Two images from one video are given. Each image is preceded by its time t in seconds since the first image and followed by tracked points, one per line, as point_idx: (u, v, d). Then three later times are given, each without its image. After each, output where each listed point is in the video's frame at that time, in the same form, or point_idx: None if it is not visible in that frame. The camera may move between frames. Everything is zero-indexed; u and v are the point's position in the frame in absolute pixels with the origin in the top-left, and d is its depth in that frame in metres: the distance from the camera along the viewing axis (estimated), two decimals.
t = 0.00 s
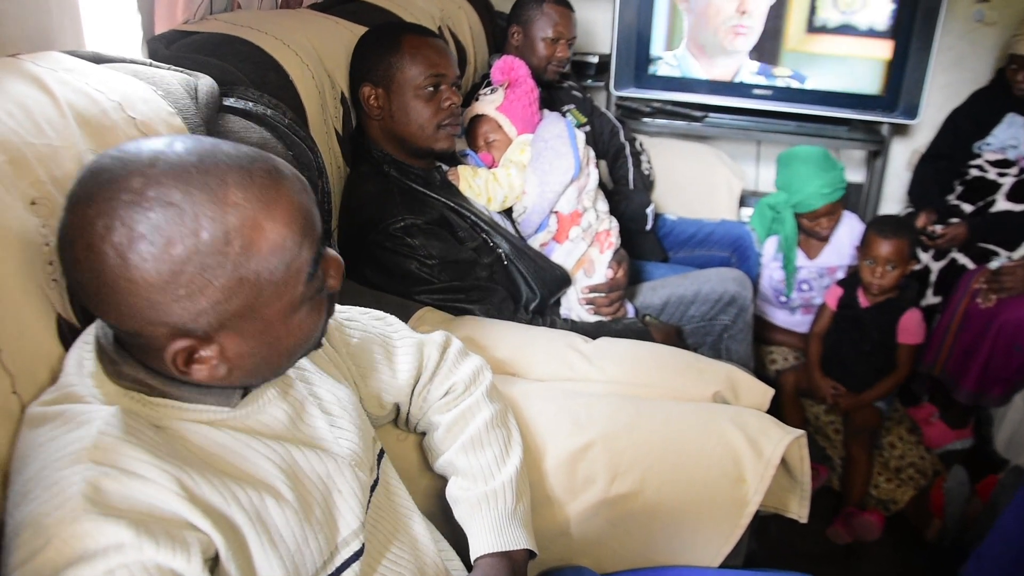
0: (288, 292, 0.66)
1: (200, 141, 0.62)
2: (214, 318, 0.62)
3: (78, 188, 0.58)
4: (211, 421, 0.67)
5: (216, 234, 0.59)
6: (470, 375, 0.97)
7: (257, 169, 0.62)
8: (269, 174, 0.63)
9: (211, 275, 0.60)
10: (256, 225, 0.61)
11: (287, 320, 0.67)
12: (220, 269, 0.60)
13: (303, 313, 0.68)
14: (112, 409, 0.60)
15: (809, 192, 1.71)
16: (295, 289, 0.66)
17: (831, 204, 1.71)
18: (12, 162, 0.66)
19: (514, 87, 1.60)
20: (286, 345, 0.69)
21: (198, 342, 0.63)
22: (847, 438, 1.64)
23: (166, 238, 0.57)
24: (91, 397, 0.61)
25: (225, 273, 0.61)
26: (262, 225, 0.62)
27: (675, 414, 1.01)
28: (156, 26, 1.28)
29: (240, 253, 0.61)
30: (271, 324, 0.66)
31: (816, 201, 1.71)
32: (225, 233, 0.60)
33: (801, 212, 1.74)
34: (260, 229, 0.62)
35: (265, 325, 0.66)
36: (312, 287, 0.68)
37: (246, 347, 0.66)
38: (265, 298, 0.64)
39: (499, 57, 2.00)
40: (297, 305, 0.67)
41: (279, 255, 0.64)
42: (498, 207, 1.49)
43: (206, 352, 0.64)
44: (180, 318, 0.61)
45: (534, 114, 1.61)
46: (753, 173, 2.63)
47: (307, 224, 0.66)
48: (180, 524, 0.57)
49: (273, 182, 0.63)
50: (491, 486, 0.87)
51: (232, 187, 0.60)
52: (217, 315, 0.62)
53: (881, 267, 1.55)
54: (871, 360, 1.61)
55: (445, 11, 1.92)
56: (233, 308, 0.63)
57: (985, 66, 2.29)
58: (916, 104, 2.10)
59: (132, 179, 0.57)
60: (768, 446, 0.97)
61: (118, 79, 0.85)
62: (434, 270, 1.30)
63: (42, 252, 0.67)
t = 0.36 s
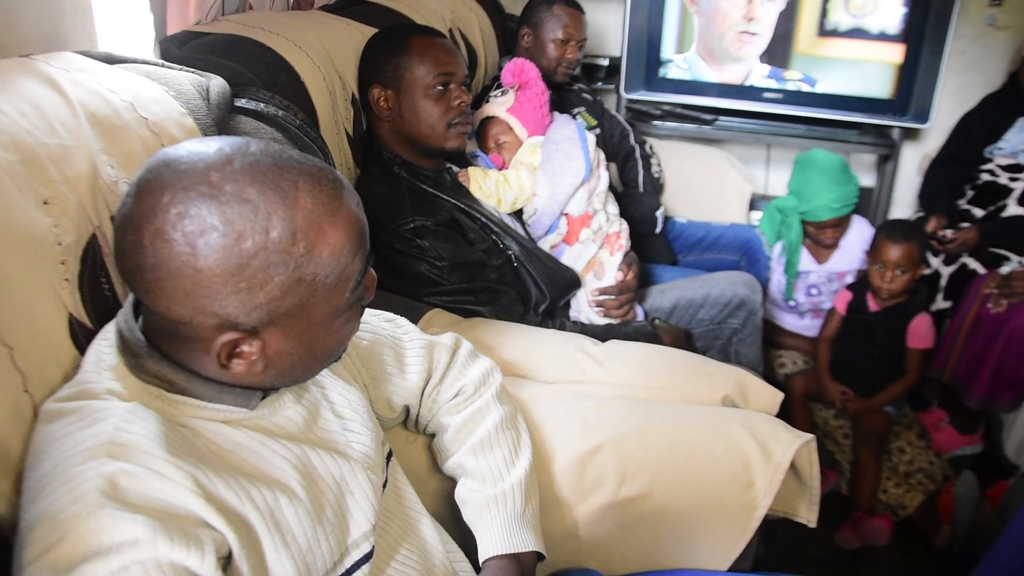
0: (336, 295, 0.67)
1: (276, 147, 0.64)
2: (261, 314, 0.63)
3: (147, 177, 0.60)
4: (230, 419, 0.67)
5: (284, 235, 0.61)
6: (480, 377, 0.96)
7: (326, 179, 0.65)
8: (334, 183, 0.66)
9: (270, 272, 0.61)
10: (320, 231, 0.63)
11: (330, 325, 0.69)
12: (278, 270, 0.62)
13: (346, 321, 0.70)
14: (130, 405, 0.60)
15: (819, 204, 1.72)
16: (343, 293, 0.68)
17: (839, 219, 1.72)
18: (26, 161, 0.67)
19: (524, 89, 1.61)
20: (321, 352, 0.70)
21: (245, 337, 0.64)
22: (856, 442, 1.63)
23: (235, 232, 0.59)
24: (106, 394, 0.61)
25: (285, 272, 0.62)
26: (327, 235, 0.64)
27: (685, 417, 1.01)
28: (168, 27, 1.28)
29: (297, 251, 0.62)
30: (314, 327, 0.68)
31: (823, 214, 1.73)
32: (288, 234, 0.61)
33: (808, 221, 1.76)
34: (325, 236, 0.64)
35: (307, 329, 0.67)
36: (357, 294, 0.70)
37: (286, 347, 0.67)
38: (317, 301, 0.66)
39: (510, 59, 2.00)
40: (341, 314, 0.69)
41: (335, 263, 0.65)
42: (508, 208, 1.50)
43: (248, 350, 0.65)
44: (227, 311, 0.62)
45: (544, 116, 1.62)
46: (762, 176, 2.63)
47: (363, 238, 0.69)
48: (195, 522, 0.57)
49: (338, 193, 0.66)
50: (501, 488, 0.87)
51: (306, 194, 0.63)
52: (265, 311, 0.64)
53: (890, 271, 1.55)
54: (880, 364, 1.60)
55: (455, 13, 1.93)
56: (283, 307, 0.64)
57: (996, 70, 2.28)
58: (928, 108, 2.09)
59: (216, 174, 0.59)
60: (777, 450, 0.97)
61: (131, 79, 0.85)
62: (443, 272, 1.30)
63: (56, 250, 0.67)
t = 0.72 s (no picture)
0: (252, 157, 0.68)
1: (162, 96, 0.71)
2: (201, 185, 0.65)
3: (55, 148, 0.62)
4: (220, 413, 0.67)
5: (174, 106, 0.65)
6: (481, 379, 0.97)
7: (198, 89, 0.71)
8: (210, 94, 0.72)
9: (183, 139, 0.63)
10: (203, 105, 0.66)
11: (265, 190, 0.70)
12: (193, 138, 0.64)
13: (279, 187, 0.72)
14: (117, 404, 0.61)
15: (824, 213, 1.73)
16: (256, 156, 0.69)
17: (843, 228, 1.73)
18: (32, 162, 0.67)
19: (528, 92, 1.61)
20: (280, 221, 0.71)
21: (198, 213, 0.65)
22: (859, 446, 1.63)
23: (135, 118, 0.62)
24: (99, 393, 0.61)
25: (194, 136, 0.64)
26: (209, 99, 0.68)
27: (688, 418, 1.00)
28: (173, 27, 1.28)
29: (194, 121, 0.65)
30: (256, 193, 0.69)
31: (827, 223, 1.74)
32: (178, 106, 0.65)
33: (812, 229, 1.77)
34: (209, 105, 0.67)
35: (253, 190, 0.68)
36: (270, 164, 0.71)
37: (243, 221, 0.68)
38: (239, 167, 0.67)
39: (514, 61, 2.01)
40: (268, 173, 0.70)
41: (233, 118, 0.68)
42: (512, 210, 1.49)
43: (206, 230, 0.66)
44: (174, 191, 0.63)
45: (549, 118, 1.61)
46: (765, 179, 2.63)
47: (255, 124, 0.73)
48: (188, 518, 0.57)
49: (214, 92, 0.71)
50: (500, 491, 0.87)
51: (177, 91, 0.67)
52: (201, 180, 0.65)
53: (893, 275, 1.55)
54: (883, 368, 1.61)
55: (460, 15, 1.93)
56: (214, 172, 0.65)
57: (1001, 74, 2.28)
58: (931, 112, 2.10)
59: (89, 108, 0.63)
60: (779, 453, 0.96)
61: (135, 79, 0.85)
62: (447, 273, 1.30)
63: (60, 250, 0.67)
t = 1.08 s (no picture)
0: (270, 163, 0.69)
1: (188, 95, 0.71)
2: (221, 189, 0.65)
3: (75, 138, 0.62)
4: (225, 417, 0.67)
5: (199, 110, 0.65)
6: (484, 382, 0.97)
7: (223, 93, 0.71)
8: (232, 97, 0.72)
9: (205, 142, 0.64)
10: (226, 109, 0.67)
11: (283, 198, 0.70)
12: (215, 141, 0.65)
13: (294, 195, 0.73)
14: (123, 407, 0.61)
15: (826, 218, 1.73)
16: (274, 163, 0.70)
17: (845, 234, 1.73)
18: (34, 165, 0.67)
19: (529, 94, 1.60)
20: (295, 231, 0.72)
21: (217, 217, 0.65)
22: (860, 448, 1.63)
23: (160, 119, 0.62)
24: (106, 393, 0.61)
25: (217, 141, 0.65)
26: (235, 106, 0.68)
27: (690, 420, 1.01)
28: (176, 31, 1.29)
29: (216, 124, 0.65)
30: (273, 200, 0.69)
31: (830, 228, 1.73)
32: (203, 110, 0.65)
33: (815, 234, 1.76)
34: (232, 110, 0.68)
35: (270, 199, 0.69)
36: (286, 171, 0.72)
37: (260, 227, 0.68)
38: (257, 172, 0.68)
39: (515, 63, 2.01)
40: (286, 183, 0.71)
41: (255, 126, 0.69)
42: (513, 213, 1.49)
43: (223, 234, 0.66)
44: (194, 194, 0.63)
45: (550, 121, 1.61)
46: (766, 180, 2.63)
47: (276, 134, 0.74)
48: (196, 521, 0.58)
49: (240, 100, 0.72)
50: (504, 493, 0.87)
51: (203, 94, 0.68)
52: (222, 184, 0.65)
53: (895, 277, 1.55)
54: (885, 369, 1.61)
55: (461, 17, 1.93)
56: (233, 176, 0.66)
57: (1001, 76, 2.28)
58: (932, 114, 2.09)
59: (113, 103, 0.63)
60: (781, 454, 0.96)
61: (137, 82, 0.85)
62: (449, 275, 1.30)
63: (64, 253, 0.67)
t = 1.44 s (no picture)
0: (280, 173, 0.69)
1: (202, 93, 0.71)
2: (229, 199, 0.65)
3: (84, 139, 0.62)
4: (225, 419, 0.67)
5: (212, 117, 0.65)
6: (484, 382, 0.97)
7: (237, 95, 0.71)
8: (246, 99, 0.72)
9: (215, 151, 0.64)
10: (238, 115, 0.67)
11: (291, 207, 0.70)
12: (226, 149, 0.64)
13: (302, 202, 0.73)
14: (124, 409, 0.61)
15: (826, 219, 1.73)
16: (284, 172, 0.70)
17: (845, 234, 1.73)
18: (35, 166, 0.67)
19: (529, 94, 1.60)
20: (302, 241, 0.72)
21: (224, 227, 0.65)
22: (860, 447, 1.63)
23: (171, 125, 0.62)
24: (105, 395, 0.62)
25: (227, 149, 0.64)
26: (248, 111, 0.68)
27: (690, 419, 1.01)
28: (175, 33, 1.29)
29: (227, 132, 0.65)
30: (281, 209, 0.69)
31: (830, 229, 1.73)
32: (216, 117, 0.65)
33: (815, 234, 1.76)
34: (244, 115, 0.68)
35: (278, 208, 0.69)
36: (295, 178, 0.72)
37: (266, 237, 0.69)
38: (266, 181, 0.68)
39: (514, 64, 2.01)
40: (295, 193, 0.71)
41: (267, 132, 0.69)
42: (512, 213, 1.49)
43: (229, 244, 0.66)
44: (202, 204, 0.63)
45: (549, 121, 1.61)
46: (766, 180, 2.63)
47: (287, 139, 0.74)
48: (195, 523, 0.58)
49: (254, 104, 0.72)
50: (504, 493, 0.87)
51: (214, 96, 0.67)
52: (231, 195, 0.65)
53: (894, 276, 1.56)
54: (885, 368, 1.61)
55: (460, 18, 1.94)
56: (242, 185, 0.66)
57: (1000, 75, 2.28)
58: (931, 112, 2.10)
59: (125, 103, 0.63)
60: (781, 453, 0.96)
61: (137, 83, 0.86)
62: (448, 275, 1.30)
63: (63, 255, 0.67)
